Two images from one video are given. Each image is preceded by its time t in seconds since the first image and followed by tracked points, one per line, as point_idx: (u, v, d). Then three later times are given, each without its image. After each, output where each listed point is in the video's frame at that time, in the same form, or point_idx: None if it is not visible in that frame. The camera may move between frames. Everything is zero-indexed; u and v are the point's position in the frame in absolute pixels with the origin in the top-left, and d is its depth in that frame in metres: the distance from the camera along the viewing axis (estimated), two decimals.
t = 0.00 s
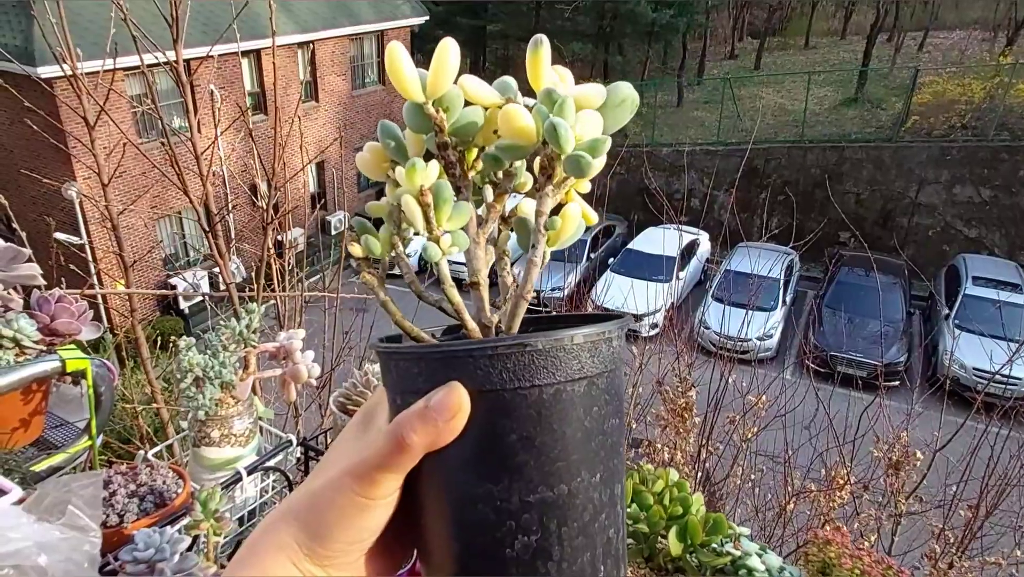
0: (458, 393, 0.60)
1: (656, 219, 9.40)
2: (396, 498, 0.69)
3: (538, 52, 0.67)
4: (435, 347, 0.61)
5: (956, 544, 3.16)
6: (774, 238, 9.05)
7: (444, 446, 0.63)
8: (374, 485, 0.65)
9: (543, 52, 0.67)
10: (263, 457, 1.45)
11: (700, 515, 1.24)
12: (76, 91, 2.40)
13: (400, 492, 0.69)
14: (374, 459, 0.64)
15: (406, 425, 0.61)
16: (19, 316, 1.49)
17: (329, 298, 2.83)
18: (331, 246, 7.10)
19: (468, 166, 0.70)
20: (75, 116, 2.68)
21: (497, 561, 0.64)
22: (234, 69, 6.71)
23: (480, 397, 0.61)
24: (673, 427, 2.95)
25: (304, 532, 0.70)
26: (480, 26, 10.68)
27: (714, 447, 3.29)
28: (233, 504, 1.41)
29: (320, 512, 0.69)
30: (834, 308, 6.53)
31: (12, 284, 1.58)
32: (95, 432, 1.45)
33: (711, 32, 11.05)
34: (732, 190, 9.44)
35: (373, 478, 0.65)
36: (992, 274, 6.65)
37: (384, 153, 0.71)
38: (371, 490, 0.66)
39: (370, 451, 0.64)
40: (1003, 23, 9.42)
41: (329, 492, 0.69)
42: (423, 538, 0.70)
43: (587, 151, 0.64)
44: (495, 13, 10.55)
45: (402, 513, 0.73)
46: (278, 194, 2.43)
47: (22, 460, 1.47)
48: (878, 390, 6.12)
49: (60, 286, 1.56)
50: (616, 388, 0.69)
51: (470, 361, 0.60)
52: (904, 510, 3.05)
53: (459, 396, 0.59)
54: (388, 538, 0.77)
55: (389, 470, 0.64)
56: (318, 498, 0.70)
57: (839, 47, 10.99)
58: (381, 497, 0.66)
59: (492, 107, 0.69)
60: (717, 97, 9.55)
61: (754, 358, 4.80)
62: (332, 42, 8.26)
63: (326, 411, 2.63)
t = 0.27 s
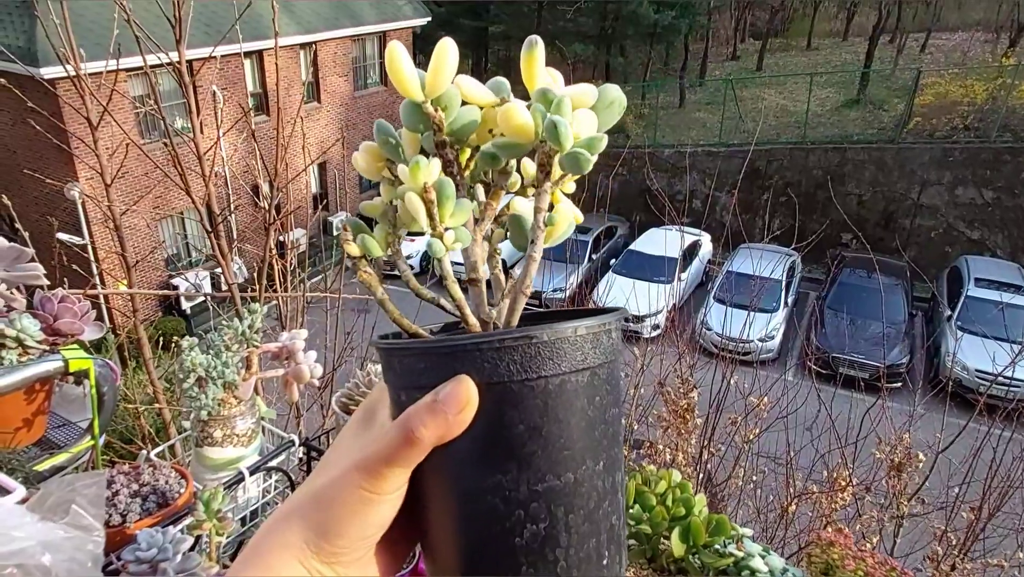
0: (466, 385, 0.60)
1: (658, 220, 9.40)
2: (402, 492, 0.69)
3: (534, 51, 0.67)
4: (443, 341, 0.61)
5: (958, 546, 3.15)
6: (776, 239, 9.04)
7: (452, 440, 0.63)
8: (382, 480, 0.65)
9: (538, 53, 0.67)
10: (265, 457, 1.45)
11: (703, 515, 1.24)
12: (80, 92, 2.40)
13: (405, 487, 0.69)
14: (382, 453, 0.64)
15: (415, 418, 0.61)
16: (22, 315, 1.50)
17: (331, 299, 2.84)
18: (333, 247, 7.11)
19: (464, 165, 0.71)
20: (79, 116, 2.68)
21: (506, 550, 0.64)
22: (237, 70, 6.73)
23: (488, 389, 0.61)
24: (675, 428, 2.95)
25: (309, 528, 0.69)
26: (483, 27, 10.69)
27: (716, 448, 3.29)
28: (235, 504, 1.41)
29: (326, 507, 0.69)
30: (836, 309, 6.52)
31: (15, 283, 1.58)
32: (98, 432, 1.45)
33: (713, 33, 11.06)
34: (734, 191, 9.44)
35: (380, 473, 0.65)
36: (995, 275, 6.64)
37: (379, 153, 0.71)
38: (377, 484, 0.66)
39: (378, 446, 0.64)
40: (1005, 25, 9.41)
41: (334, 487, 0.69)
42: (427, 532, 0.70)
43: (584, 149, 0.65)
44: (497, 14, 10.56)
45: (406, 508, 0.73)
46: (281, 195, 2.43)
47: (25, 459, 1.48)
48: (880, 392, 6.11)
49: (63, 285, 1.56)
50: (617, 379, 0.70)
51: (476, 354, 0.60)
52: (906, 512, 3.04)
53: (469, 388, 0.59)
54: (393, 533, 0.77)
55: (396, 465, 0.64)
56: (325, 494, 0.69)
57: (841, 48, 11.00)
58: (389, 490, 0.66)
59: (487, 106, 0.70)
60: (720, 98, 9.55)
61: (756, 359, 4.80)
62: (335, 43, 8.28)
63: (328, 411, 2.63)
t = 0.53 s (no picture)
0: (492, 389, 0.58)
1: (660, 221, 9.40)
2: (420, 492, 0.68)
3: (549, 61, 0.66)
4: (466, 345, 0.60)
5: (960, 547, 3.14)
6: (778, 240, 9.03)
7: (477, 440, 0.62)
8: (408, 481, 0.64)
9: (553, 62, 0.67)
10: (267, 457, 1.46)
11: (704, 517, 1.23)
12: (81, 92, 2.41)
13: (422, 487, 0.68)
14: (407, 456, 0.62)
15: (441, 420, 0.59)
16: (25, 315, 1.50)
17: (333, 299, 2.84)
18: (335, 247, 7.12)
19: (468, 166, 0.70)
20: (81, 116, 2.68)
21: (528, 546, 0.65)
22: (239, 71, 6.74)
23: (516, 392, 0.61)
24: (676, 428, 2.94)
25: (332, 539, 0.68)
26: (485, 28, 10.70)
27: (717, 449, 3.29)
28: (238, 505, 1.41)
29: (353, 518, 0.67)
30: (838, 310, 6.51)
31: (18, 284, 1.58)
32: (99, 433, 1.44)
33: (715, 33, 11.06)
34: (735, 192, 9.43)
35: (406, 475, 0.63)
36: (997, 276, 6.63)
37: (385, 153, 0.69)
38: (402, 484, 0.64)
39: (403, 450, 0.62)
40: (1008, 25, 9.39)
41: (356, 493, 0.67)
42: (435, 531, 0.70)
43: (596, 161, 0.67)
44: (499, 14, 10.55)
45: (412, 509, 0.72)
46: (282, 195, 2.43)
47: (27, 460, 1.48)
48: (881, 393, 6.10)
49: (65, 286, 1.57)
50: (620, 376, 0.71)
51: (505, 358, 0.60)
52: (908, 513, 3.04)
53: (495, 392, 0.58)
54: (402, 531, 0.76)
55: (423, 466, 0.62)
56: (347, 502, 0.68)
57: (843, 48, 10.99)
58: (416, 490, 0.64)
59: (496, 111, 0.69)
60: (721, 99, 9.55)
61: (758, 360, 4.79)
62: (336, 43, 8.28)
63: (330, 411, 2.63)
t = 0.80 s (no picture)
0: (551, 402, 0.64)
1: (661, 221, 9.40)
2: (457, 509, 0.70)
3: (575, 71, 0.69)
4: (517, 365, 0.64)
5: (962, 549, 3.13)
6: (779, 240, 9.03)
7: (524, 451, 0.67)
8: (460, 496, 0.65)
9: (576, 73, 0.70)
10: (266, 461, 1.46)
11: (706, 521, 1.23)
12: (82, 93, 2.41)
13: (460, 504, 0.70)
14: (475, 466, 0.63)
15: (515, 430, 0.62)
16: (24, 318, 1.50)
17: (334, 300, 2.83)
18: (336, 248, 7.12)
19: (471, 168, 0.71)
20: (82, 117, 2.69)
21: (561, 534, 0.73)
22: (240, 71, 6.74)
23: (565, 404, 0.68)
24: (677, 429, 2.94)
25: (383, 562, 0.63)
26: (486, 28, 10.70)
27: (718, 450, 3.29)
28: (237, 508, 1.41)
29: (406, 533, 0.64)
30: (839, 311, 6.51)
31: (16, 286, 1.58)
32: (98, 435, 1.44)
33: (716, 34, 11.06)
34: (736, 192, 9.42)
35: (459, 489, 0.64)
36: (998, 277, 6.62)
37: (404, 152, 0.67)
38: (454, 501, 0.65)
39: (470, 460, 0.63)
40: (1009, 25, 9.38)
41: (405, 508, 0.64)
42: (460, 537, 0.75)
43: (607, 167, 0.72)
44: (500, 14, 10.55)
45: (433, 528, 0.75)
46: (283, 196, 2.43)
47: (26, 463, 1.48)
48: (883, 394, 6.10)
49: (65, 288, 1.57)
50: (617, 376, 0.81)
51: (559, 375, 0.66)
52: (909, 514, 3.03)
53: (556, 403, 0.64)
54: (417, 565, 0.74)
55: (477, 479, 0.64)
56: (397, 520, 0.64)
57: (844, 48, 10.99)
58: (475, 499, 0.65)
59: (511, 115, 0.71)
60: (722, 99, 9.54)
61: (759, 361, 4.79)
62: (338, 44, 8.29)
63: (330, 412, 2.63)
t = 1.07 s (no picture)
0: (577, 408, 0.75)
1: (662, 222, 9.39)
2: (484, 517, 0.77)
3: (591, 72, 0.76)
4: (548, 380, 0.75)
5: (964, 550, 3.13)
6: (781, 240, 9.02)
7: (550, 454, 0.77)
8: (503, 497, 0.73)
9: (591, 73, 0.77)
10: (268, 461, 1.46)
11: (711, 522, 1.22)
12: (84, 94, 2.41)
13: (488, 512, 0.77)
14: (513, 470, 0.72)
15: (551, 438, 0.72)
16: (25, 317, 1.49)
17: (335, 300, 2.83)
18: (337, 248, 7.12)
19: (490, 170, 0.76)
20: (83, 117, 2.68)
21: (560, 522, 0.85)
22: (241, 72, 6.74)
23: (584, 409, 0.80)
24: (678, 430, 2.93)
25: (432, 559, 0.68)
26: (487, 28, 10.68)
27: (720, 451, 3.28)
28: (238, 509, 1.41)
29: (448, 534, 0.70)
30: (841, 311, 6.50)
31: (18, 285, 1.58)
32: (99, 436, 1.44)
33: (717, 34, 11.05)
34: (738, 193, 9.41)
35: (502, 491, 0.73)
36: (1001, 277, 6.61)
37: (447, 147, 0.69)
38: (496, 505, 0.73)
39: (511, 465, 0.72)
40: (1011, 25, 9.37)
41: (454, 510, 0.70)
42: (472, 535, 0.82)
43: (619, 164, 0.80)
44: (502, 15, 10.55)
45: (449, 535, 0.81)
46: (285, 196, 2.42)
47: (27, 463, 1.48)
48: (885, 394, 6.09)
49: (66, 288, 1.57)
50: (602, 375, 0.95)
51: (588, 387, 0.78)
52: (911, 516, 3.02)
53: (583, 411, 0.75)
54: None
55: (520, 481, 0.73)
56: (441, 522, 0.70)
57: (846, 49, 10.98)
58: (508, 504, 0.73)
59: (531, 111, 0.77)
60: (723, 100, 9.53)
61: (761, 361, 4.79)
62: (338, 44, 8.28)
63: (332, 412, 2.63)
